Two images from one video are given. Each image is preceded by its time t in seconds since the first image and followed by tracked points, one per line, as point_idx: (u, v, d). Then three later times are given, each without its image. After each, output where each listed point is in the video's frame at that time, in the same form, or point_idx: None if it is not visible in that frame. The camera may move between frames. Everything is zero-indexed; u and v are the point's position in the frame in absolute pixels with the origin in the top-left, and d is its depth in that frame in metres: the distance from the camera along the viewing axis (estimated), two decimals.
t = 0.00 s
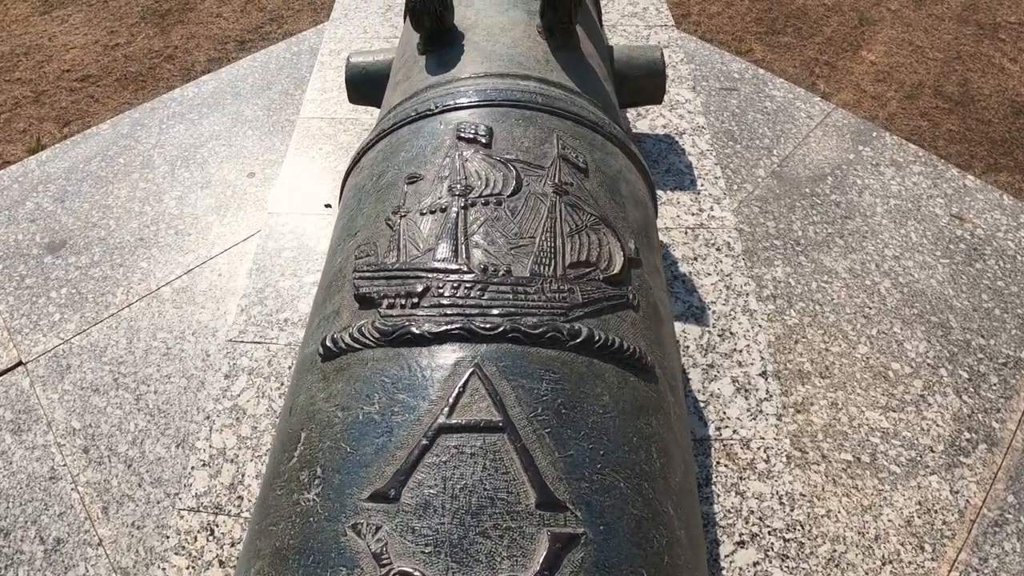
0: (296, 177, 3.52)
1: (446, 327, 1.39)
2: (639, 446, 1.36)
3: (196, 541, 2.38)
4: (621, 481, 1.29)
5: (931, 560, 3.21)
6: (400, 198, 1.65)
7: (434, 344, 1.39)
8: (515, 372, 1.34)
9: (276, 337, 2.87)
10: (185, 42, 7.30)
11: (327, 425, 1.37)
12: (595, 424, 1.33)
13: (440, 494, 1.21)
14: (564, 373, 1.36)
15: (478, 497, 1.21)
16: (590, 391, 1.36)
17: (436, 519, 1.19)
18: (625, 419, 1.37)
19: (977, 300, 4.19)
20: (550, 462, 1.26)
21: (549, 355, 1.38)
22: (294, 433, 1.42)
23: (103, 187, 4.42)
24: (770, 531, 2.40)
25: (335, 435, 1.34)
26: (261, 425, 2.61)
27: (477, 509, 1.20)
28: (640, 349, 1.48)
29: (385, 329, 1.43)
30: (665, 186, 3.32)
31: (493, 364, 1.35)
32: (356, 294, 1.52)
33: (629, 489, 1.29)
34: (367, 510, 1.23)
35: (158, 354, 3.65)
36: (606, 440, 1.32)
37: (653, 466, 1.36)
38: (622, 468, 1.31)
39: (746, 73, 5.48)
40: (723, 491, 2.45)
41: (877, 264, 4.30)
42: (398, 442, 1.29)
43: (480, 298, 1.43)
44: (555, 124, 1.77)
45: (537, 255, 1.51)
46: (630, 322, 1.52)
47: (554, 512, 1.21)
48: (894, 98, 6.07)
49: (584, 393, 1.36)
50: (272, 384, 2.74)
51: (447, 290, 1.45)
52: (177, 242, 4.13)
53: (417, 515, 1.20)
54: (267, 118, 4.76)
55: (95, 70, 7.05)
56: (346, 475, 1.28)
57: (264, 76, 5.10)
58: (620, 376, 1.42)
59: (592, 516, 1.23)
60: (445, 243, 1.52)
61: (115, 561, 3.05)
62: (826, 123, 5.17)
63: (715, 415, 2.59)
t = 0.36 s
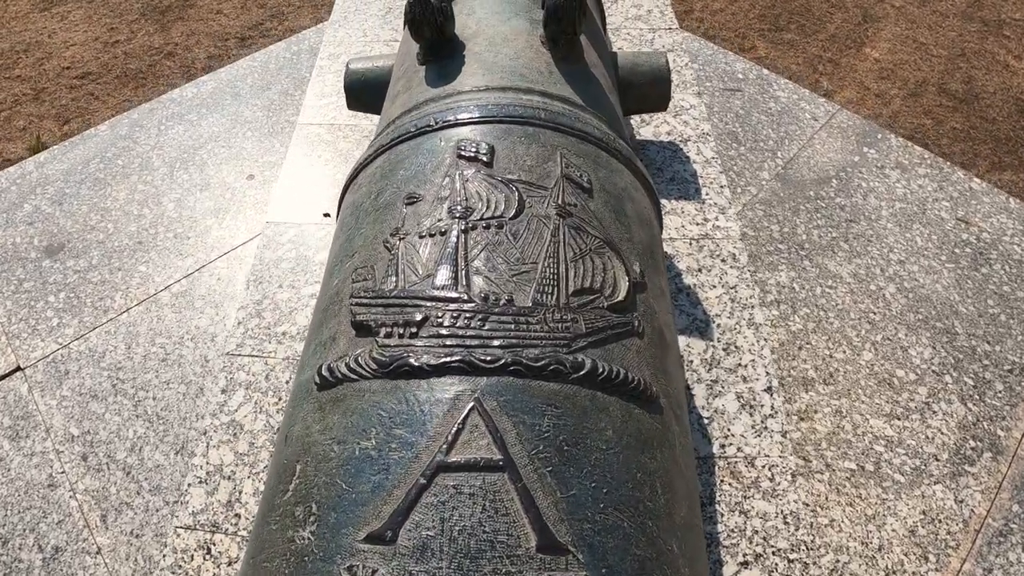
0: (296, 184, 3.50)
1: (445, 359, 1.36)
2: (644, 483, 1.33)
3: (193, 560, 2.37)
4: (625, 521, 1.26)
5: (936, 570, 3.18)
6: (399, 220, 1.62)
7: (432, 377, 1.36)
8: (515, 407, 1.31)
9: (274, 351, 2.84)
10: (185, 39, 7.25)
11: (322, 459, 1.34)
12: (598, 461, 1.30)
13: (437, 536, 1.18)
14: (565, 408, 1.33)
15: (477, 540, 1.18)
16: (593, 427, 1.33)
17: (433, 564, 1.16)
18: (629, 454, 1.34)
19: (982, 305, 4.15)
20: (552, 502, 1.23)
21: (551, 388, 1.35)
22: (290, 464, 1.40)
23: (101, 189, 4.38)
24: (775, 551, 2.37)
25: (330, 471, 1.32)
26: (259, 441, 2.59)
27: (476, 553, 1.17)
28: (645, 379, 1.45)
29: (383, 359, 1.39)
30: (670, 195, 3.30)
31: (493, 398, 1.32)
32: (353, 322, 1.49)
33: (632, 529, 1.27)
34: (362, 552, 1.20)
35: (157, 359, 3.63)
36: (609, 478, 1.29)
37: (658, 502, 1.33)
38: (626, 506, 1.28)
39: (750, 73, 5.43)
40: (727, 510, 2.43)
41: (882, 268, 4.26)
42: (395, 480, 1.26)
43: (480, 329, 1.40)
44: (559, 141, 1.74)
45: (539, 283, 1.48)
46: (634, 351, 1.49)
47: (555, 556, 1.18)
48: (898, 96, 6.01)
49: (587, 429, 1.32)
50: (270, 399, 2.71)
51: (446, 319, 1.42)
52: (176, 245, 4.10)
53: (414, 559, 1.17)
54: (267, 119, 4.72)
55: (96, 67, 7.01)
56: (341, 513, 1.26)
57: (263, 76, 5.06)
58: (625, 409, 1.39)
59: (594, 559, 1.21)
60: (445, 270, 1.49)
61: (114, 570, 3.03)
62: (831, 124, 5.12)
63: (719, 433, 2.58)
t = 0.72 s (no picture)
0: (297, 188, 3.47)
1: (446, 390, 1.33)
2: (649, 515, 1.31)
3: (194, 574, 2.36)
4: (629, 557, 1.24)
5: None
6: (399, 240, 1.60)
7: (432, 408, 1.33)
8: (518, 440, 1.29)
9: (273, 362, 2.82)
10: (183, 33, 7.19)
11: (321, 491, 1.32)
12: (603, 495, 1.28)
13: None
14: (569, 440, 1.31)
15: None
16: (598, 458, 1.31)
17: None
18: (634, 486, 1.32)
19: (986, 306, 4.12)
20: (555, 540, 1.21)
21: (554, 420, 1.32)
22: (288, 494, 1.38)
23: (99, 190, 4.35)
24: (779, 565, 2.36)
25: (329, 503, 1.30)
26: (258, 454, 2.57)
27: None
28: (650, 406, 1.43)
29: (381, 389, 1.37)
30: (673, 201, 3.28)
31: (495, 431, 1.29)
32: (351, 348, 1.47)
33: (637, 564, 1.25)
34: None
35: (156, 364, 3.60)
36: (613, 512, 1.27)
37: (663, 535, 1.32)
38: (631, 541, 1.26)
39: (753, 69, 5.38)
40: (731, 525, 2.41)
41: (886, 268, 4.23)
42: (395, 515, 1.23)
43: (482, 357, 1.38)
44: (563, 156, 1.73)
45: (543, 309, 1.45)
46: (640, 376, 1.47)
47: None
48: (901, 90, 5.95)
49: (591, 461, 1.30)
50: (269, 412, 2.69)
51: (447, 347, 1.40)
52: (174, 247, 4.07)
53: None
54: (265, 118, 4.68)
55: (94, 63, 6.95)
56: (341, 548, 1.24)
57: (261, 73, 5.01)
58: (630, 440, 1.37)
59: None
60: (446, 295, 1.47)
61: None
62: (834, 121, 5.07)
63: (724, 445, 2.56)
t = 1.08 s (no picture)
0: (294, 191, 3.44)
1: (442, 418, 1.31)
2: (650, 545, 1.29)
3: None
4: None
5: None
6: (395, 257, 1.58)
7: (428, 436, 1.31)
8: (517, 470, 1.26)
9: (268, 372, 2.80)
10: (179, 27, 7.12)
11: (314, 520, 1.30)
12: (604, 526, 1.25)
13: None
14: (569, 469, 1.28)
15: None
16: (598, 487, 1.29)
17: None
18: (635, 515, 1.30)
19: (989, 304, 4.08)
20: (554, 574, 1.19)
21: (553, 448, 1.30)
22: (281, 522, 1.35)
23: (94, 189, 4.31)
24: None
25: (322, 534, 1.27)
26: (254, 466, 2.55)
27: None
28: (651, 429, 1.41)
29: (376, 416, 1.34)
30: (675, 204, 3.25)
31: (493, 460, 1.27)
32: (345, 370, 1.45)
33: None
34: None
35: (153, 367, 3.58)
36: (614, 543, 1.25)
37: (666, 564, 1.29)
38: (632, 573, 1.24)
39: (754, 63, 5.33)
40: (733, 537, 2.40)
41: (888, 266, 4.19)
42: (390, 548, 1.21)
43: (480, 383, 1.35)
44: (563, 167, 1.71)
45: (542, 331, 1.43)
46: (642, 399, 1.45)
47: None
48: (902, 82, 5.88)
49: (592, 492, 1.27)
50: (265, 422, 2.67)
51: (443, 372, 1.37)
52: (171, 248, 4.04)
53: None
54: (261, 115, 4.63)
55: (90, 57, 6.89)
56: None
57: (257, 69, 4.96)
58: (631, 466, 1.34)
59: None
60: (443, 317, 1.44)
61: None
62: (836, 116, 5.02)
63: (726, 454, 2.54)
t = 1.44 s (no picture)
0: (289, 191, 3.40)
1: (434, 441, 1.28)
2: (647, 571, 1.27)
3: None
4: None
5: None
6: (387, 270, 1.56)
7: (419, 460, 1.29)
8: (511, 495, 1.24)
9: (262, 378, 2.78)
10: (174, 18, 7.05)
11: (303, 544, 1.28)
12: (600, 552, 1.23)
13: None
14: (565, 493, 1.26)
15: None
16: (594, 512, 1.27)
17: None
18: (632, 539, 1.28)
19: (990, 299, 4.06)
20: None
21: (549, 472, 1.28)
22: (270, 545, 1.34)
23: (88, 186, 4.27)
24: None
25: (311, 559, 1.25)
26: (247, 474, 2.54)
27: None
28: (649, 449, 1.39)
29: (366, 438, 1.32)
30: (674, 204, 3.21)
31: (486, 486, 1.25)
32: (336, 389, 1.43)
33: None
34: None
35: (149, 366, 3.55)
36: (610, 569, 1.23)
37: None
38: None
39: (754, 55, 5.27)
40: (732, 545, 2.38)
41: (889, 262, 4.16)
42: None
43: (473, 405, 1.33)
44: (560, 174, 1.68)
45: (537, 350, 1.40)
46: (640, 418, 1.43)
47: None
48: (903, 71, 5.82)
49: (588, 516, 1.25)
50: (259, 430, 2.65)
51: (436, 394, 1.35)
52: (166, 246, 4.00)
53: None
54: (256, 109, 4.58)
55: (84, 49, 6.81)
56: None
57: (253, 63, 4.91)
58: (628, 488, 1.32)
59: None
60: (436, 335, 1.41)
61: None
62: (837, 109, 4.97)
63: (726, 460, 2.52)
